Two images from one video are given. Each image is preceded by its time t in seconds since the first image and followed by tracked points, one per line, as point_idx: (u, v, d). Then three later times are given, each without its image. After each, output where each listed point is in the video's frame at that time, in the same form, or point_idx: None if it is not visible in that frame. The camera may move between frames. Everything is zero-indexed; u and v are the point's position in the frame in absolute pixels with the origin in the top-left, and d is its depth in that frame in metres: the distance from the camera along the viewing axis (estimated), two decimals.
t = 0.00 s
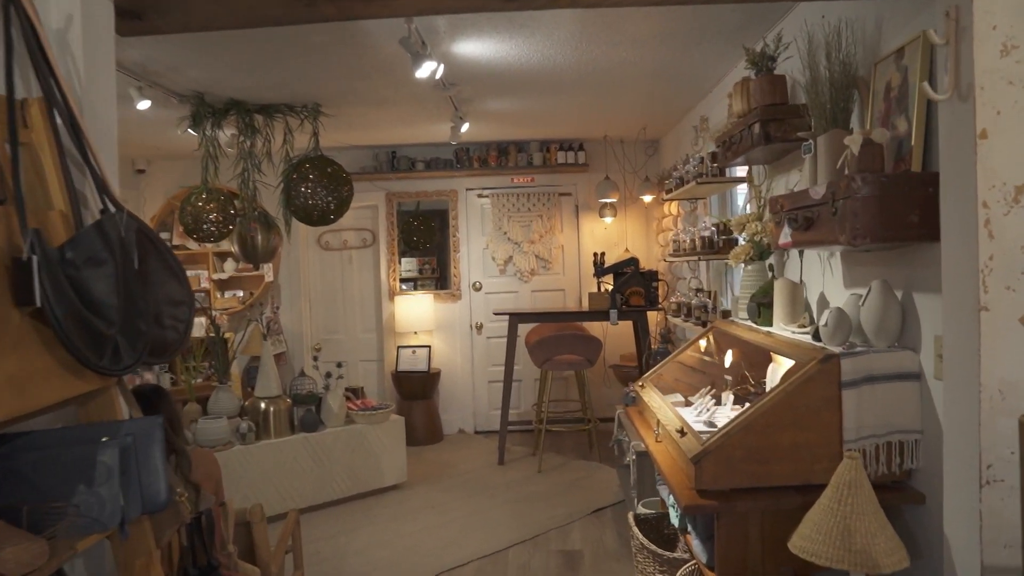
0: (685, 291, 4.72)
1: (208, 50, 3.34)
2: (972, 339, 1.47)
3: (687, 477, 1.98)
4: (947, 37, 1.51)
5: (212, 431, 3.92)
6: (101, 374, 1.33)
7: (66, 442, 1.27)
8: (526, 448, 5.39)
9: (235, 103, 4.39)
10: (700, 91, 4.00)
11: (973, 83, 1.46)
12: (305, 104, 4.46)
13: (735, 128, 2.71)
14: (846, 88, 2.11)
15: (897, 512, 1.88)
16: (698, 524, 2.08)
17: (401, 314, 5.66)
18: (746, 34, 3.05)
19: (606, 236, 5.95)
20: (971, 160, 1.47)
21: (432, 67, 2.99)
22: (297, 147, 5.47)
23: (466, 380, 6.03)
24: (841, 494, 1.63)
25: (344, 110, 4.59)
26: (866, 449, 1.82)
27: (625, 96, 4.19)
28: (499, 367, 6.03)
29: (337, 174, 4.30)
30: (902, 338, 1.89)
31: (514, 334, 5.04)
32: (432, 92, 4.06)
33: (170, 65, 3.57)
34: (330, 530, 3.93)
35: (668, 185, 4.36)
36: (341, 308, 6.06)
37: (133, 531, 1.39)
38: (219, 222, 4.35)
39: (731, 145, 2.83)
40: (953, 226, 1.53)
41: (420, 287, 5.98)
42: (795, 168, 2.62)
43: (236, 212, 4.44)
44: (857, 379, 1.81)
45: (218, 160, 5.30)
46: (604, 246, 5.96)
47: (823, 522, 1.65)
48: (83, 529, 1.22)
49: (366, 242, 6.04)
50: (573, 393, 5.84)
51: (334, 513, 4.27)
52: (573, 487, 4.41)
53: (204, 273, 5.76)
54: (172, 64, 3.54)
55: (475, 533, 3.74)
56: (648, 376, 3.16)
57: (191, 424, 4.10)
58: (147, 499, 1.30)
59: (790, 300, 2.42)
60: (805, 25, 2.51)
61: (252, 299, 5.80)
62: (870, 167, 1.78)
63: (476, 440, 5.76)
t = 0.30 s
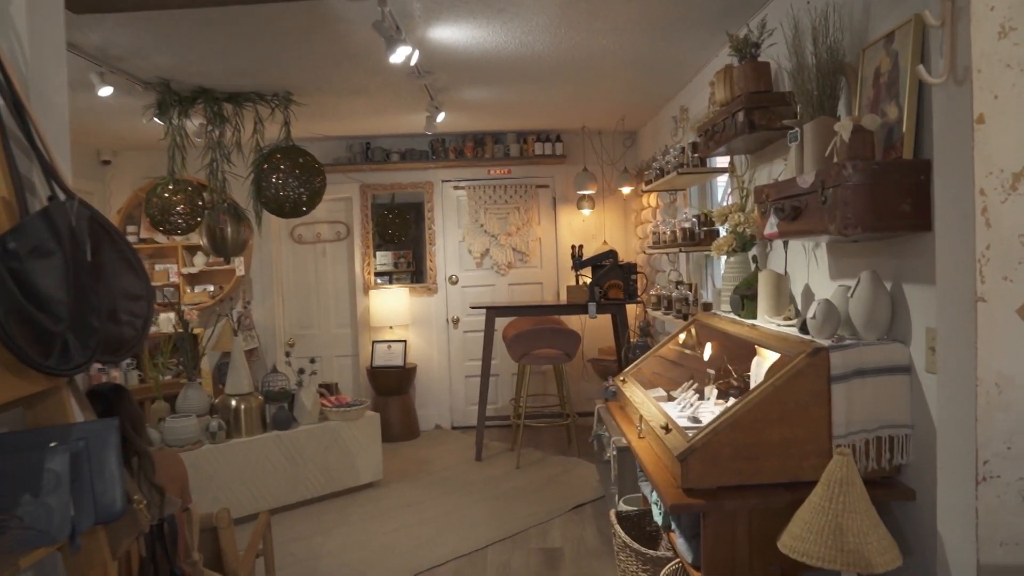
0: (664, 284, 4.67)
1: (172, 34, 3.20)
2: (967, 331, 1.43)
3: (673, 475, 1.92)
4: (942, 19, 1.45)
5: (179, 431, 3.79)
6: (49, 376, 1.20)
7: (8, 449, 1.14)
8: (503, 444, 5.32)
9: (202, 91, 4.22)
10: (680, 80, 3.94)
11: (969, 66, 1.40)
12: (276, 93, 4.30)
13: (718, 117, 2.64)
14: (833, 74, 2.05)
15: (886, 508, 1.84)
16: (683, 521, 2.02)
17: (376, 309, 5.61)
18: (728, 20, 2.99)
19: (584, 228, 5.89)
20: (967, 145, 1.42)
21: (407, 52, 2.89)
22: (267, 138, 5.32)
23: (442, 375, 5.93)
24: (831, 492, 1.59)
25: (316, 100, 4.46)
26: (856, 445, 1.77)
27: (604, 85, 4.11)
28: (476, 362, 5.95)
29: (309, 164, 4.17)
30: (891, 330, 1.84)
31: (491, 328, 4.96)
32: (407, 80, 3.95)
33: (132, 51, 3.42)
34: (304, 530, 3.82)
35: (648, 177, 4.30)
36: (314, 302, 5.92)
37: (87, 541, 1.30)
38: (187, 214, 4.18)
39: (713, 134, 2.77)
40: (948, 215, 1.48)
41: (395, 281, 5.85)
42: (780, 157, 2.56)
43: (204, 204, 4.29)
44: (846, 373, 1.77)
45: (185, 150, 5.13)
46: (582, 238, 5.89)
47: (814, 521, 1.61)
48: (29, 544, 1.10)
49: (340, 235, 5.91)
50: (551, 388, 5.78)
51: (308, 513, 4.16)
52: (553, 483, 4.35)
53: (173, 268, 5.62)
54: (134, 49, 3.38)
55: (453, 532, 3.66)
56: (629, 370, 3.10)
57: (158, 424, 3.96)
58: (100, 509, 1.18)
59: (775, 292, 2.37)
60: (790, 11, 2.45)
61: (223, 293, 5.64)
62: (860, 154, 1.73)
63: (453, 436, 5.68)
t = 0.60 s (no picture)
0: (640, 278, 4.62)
1: (130, 16, 3.03)
2: (964, 327, 1.37)
3: (656, 476, 1.85)
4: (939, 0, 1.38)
5: (142, 432, 3.63)
6: None
7: None
8: (477, 441, 5.23)
9: (163, 78, 4.04)
10: (657, 71, 3.88)
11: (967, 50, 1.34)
12: (242, 81, 4.12)
13: (698, 107, 2.58)
14: (819, 62, 1.99)
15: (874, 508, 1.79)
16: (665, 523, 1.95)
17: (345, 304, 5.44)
18: (709, 8, 2.92)
19: (559, 222, 5.81)
20: (964, 133, 1.36)
21: (378, 37, 2.79)
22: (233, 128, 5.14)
23: (415, 372, 5.82)
24: (823, 495, 1.53)
25: (283, 90, 4.31)
26: (844, 444, 1.72)
27: (580, 76, 4.03)
28: (450, 358, 5.85)
29: (276, 155, 4.03)
30: (880, 325, 1.79)
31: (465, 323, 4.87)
32: (378, 69, 3.83)
33: (87, 34, 3.25)
34: (271, 533, 3.70)
35: (624, 169, 4.24)
36: (283, 297, 5.77)
37: (24, 560, 1.20)
38: (149, 206, 4.01)
39: (692, 124, 2.70)
40: (942, 205, 1.42)
41: (367, 275, 5.68)
42: (763, 148, 2.50)
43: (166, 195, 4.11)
44: (835, 369, 1.71)
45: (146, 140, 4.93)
46: (557, 232, 5.82)
47: (804, 524, 1.55)
48: None
49: (310, 228, 5.76)
50: (526, 384, 5.71)
51: (277, 515, 4.03)
52: (528, 481, 4.28)
53: (136, 262, 5.40)
54: (89, 32, 3.21)
55: (428, 533, 3.57)
56: (607, 366, 3.03)
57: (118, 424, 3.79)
58: (41, 523, 1.18)
59: (758, 285, 2.32)
60: None
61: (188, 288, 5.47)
62: (850, 143, 1.66)
63: (426, 433, 5.57)
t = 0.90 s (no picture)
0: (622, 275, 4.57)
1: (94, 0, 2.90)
2: (965, 325, 1.32)
3: (642, 479, 1.79)
4: None
5: (109, 432, 3.50)
6: None
7: None
8: (456, 440, 5.15)
9: (131, 65, 3.84)
10: (640, 64, 3.82)
11: (971, 37, 1.28)
12: (213, 70, 3.95)
13: (684, 99, 2.51)
14: (810, 53, 1.93)
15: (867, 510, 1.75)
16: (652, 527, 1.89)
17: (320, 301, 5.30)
18: None
19: (539, 218, 5.74)
20: (966, 124, 1.30)
21: (354, 22, 2.68)
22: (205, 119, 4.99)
23: (393, 369, 5.72)
24: (818, 499, 1.48)
25: (256, 81, 4.18)
26: (837, 446, 1.67)
27: (561, 67, 3.95)
28: (428, 355, 5.76)
29: (250, 147, 3.90)
30: (873, 323, 1.74)
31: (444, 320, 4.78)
32: (355, 59, 3.72)
33: (49, 18, 3.09)
34: (245, 537, 3.58)
35: (606, 164, 4.17)
36: (258, 293, 5.63)
37: None
38: (116, 199, 3.86)
39: (677, 117, 2.64)
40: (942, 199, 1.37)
41: (343, 272, 5.60)
42: (751, 142, 2.45)
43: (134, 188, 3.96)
44: (828, 369, 1.66)
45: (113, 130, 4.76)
46: (536, 227, 5.75)
47: (799, 529, 1.50)
48: None
49: (285, 223, 5.63)
50: (505, 381, 5.64)
51: (250, 518, 3.91)
52: (508, 481, 4.21)
53: (105, 257, 5.22)
54: (51, 16, 3.06)
55: (407, 535, 3.49)
56: (590, 364, 2.96)
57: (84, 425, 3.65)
58: None
59: (745, 282, 2.27)
60: None
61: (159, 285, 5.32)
62: (846, 136, 1.61)
63: (404, 432, 5.48)
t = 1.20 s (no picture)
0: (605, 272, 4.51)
1: None
2: (973, 325, 1.27)
3: (633, 483, 1.72)
4: None
5: (77, 434, 3.37)
6: None
7: None
8: (436, 439, 5.07)
9: (101, 53, 3.66)
10: (625, 58, 3.76)
11: (981, 25, 1.23)
12: (187, 59, 3.80)
13: (673, 92, 2.45)
14: (806, 43, 1.87)
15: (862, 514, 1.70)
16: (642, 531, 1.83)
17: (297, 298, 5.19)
18: None
19: (521, 214, 5.67)
20: (975, 116, 1.25)
21: (333, 9, 2.58)
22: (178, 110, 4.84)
23: (372, 368, 5.61)
24: (816, 505, 1.42)
25: (231, 72, 4.05)
26: (834, 449, 1.62)
27: (545, 60, 3.88)
28: (408, 353, 5.66)
29: (225, 139, 3.77)
30: (869, 322, 1.69)
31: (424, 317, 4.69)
32: (334, 49, 3.62)
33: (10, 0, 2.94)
34: (219, 541, 3.47)
35: (590, 159, 4.11)
36: (233, 290, 5.49)
37: None
38: (84, 192, 3.71)
39: (665, 110, 2.58)
40: (948, 194, 1.32)
41: (321, 268, 5.47)
42: (741, 136, 2.39)
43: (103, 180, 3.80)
44: (824, 369, 1.61)
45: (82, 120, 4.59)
46: (518, 224, 5.67)
47: (797, 536, 1.44)
48: None
49: (261, 218, 5.49)
50: (486, 380, 5.57)
51: (225, 521, 3.79)
52: (490, 481, 4.14)
53: (75, 252, 5.06)
54: None
55: (387, 538, 3.40)
56: (576, 363, 2.89)
57: (50, 427, 3.51)
58: None
59: (736, 279, 2.21)
60: None
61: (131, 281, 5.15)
62: (845, 128, 1.55)
63: (383, 431, 5.38)
